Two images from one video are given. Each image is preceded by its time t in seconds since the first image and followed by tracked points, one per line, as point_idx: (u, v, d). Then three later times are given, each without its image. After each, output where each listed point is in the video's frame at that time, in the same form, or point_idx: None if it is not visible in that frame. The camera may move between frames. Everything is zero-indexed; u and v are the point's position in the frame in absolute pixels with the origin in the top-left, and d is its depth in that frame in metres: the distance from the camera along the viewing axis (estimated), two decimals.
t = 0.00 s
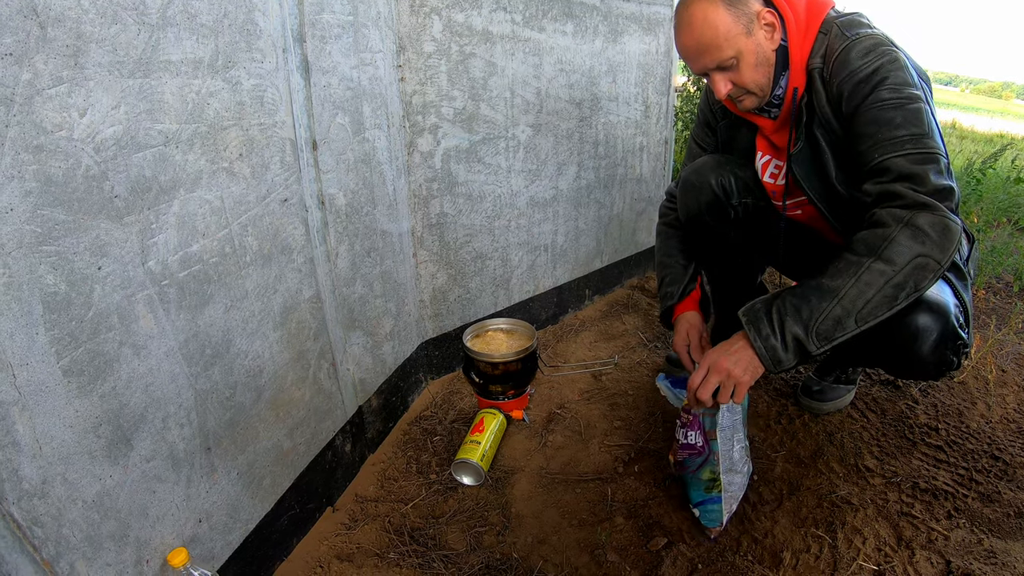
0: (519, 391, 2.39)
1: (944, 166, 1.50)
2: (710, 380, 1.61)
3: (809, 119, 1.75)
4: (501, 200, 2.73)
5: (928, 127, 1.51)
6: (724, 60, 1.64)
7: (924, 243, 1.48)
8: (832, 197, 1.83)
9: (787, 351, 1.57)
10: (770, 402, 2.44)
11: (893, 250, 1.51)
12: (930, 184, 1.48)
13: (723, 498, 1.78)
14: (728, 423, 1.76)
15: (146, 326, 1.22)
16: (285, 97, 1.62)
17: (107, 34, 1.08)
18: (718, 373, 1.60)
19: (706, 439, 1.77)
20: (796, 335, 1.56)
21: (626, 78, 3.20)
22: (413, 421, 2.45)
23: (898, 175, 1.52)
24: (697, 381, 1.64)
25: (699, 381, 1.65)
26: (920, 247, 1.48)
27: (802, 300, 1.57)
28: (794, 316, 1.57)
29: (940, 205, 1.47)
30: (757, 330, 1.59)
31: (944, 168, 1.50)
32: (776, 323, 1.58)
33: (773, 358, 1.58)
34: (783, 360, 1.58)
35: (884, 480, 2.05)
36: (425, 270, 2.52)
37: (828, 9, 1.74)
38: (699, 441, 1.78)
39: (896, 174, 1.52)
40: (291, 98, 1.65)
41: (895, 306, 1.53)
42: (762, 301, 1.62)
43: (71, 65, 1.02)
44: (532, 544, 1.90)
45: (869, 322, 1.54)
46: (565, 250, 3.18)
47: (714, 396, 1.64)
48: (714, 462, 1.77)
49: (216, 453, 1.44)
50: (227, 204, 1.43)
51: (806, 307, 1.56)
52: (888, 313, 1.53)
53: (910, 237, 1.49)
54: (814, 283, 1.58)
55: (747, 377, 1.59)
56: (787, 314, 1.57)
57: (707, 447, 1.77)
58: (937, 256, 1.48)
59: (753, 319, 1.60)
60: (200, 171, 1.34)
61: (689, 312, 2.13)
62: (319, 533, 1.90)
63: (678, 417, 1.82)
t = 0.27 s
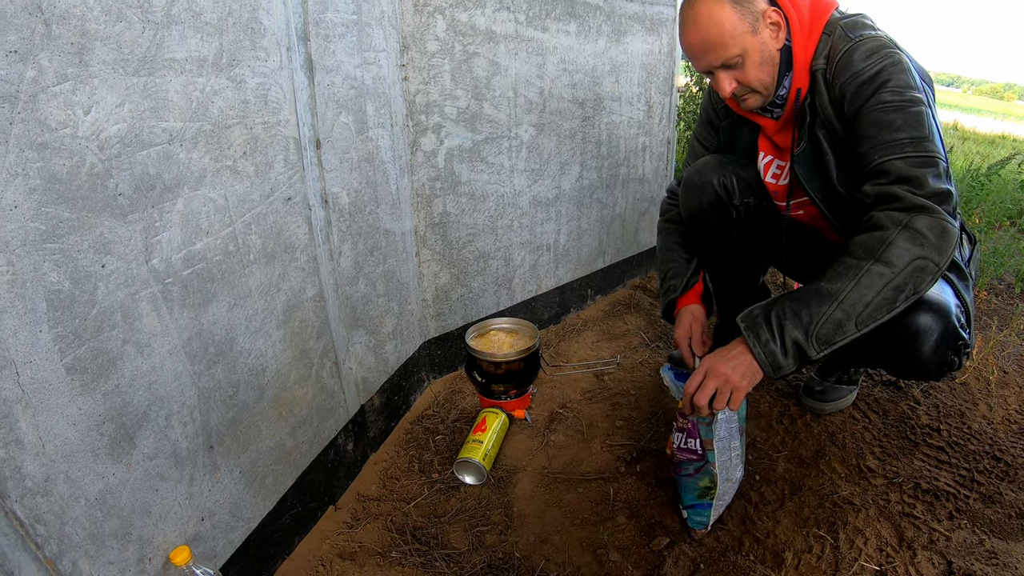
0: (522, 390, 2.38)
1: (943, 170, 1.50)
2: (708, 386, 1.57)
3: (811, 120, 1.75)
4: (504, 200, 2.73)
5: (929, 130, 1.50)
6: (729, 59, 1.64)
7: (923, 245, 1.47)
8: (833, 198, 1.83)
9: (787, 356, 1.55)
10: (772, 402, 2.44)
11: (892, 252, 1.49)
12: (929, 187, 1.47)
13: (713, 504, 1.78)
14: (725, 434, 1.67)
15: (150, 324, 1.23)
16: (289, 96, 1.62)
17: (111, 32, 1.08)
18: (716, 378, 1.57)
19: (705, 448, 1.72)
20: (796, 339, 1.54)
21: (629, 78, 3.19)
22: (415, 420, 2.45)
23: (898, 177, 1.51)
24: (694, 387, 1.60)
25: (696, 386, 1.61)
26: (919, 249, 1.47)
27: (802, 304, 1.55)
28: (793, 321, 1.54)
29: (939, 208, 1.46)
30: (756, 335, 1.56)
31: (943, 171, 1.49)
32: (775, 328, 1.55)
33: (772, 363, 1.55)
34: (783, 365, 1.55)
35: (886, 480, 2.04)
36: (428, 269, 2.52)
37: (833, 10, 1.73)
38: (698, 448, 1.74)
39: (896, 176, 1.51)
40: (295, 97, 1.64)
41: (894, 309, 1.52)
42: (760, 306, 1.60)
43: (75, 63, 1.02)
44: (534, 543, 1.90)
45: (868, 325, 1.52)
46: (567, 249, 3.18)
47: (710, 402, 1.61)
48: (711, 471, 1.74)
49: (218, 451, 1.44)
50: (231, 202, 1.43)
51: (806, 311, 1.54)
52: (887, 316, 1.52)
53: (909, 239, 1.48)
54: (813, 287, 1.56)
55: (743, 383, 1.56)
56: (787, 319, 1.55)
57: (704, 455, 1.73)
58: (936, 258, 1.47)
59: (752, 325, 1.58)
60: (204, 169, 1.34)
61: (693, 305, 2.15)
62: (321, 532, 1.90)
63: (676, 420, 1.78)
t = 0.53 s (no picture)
0: (522, 388, 2.38)
1: (944, 173, 1.49)
2: (702, 383, 1.57)
3: (813, 120, 1.74)
4: (504, 198, 2.73)
5: (930, 132, 1.49)
6: (733, 55, 1.63)
7: (921, 247, 1.46)
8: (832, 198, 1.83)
9: (783, 356, 1.55)
10: (772, 402, 2.44)
11: (890, 253, 1.49)
12: (928, 190, 1.46)
13: (703, 504, 1.77)
14: (716, 434, 1.70)
15: (150, 322, 1.22)
16: (289, 94, 1.62)
17: (111, 29, 1.08)
18: (710, 375, 1.56)
19: (694, 446, 1.74)
20: (792, 339, 1.54)
21: (631, 77, 3.19)
22: (415, 418, 2.45)
23: (897, 179, 1.50)
24: (688, 383, 1.60)
25: (690, 384, 1.61)
26: (917, 251, 1.47)
27: (799, 304, 1.55)
28: (790, 321, 1.54)
29: (937, 210, 1.45)
30: (752, 334, 1.56)
31: (943, 174, 1.49)
32: (771, 328, 1.55)
33: (768, 363, 1.55)
34: (779, 365, 1.55)
35: (887, 480, 2.04)
36: (428, 268, 2.52)
37: (836, 9, 1.73)
38: (687, 446, 1.75)
39: (895, 177, 1.51)
40: (295, 95, 1.64)
41: (891, 310, 1.52)
42: (756, 305, 1.59)
43: (75, 60, 1.02)
44: (534, 542, 1.90)
45: (866, 326, 1.52)
46: (568, 248, 3.18)
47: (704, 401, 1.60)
48: (699, 470, 1.74)
49: (218, 449, 1.44)
50: (231, 200, 1.43)
51: (803, 311, 1.54)
52: (885, 318, 1.51)
53: (907, 241, 1.47)
54: (811, 287, 1.56)
55: (737, 382, 1.55)
56: (783, 319, 1.55)
57: (693, 453, 1.74)
58: (934, 261, 1.46)
59: (748, 324, 1.57)
60: (204, 167, 1.34)
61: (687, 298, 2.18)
62: (321, 530, 1.90)
63: (668, 418, 1.80)
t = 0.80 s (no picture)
0: (522, 387, 2.38)
1: (939, 176, 1.49)
2: (694, 387, 1.56)
3: (812, 119, 1.74)
4: (504, 196, 2.73)
5: (928, 135, 1.49)
6: (733, 52, 1.63)
7: (915, 249, 1.46)
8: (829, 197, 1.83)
9: (776, 359, 1.54)
10: (772, 400, 2.44)
11: (884, 256, 1.49)
12: (923, 193, 1.47)
13: (698, 500, 1.78)
14: (708, 438, 1.71)
15: (149, 321, 1.23)
16: (288, 92, 1.62)
17: (110, 29, 1.08)
18: (703, 380, 1.56)
19: (685, 448, 1.74)
20: (786, 342, 1.53)
21: (630, 75, 3.19)
22: (415, 417, 2.45)
23: (893, 180, 1.50)
24: (680, 388, 1.60)
25: (682, 388, 1.60)
26: (911, 254, 1.47)
27: (792, 307, 1.53)
28: (783, 324, 1.53)
29: (932, 213, 1.46)
30: (745, 338, 1.55)
31: (938, 177, 1.49)
32: (765, 331, 1.54)
33: (761, 367, 1.54)
34: (772, 369, 1.54)
35: (886, 478, 2.04)
36: (428, 266, 2.52)
37: (838, 8, 1.73)
38: (678, 449, 1.76)
39: (891, 179, 1.51)
40: (294, 93, 1.64)
41: (885, 313, 1.51)
42: (749, 309, 1.58)
43: (74, 60, 1.02)
44: (534, 540, 1.90)
45: (860, 329, 1.51)
46: (568, 246, 3.18)
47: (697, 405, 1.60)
48: (692, 471, 1.75)
49: (217, 448, 1.45)
50: (230, 198, 1.43)
51: (796, 315, 1.53)
52: (878, 321, 1.51)
53: (900, 243, 1.47)
54: (804, 289, 1.55)
55: (730, 387, 1.55)
56: (776, 322, 1.54)
57: (685, 456, 1.75)
58: (928, 263, 1.46)
59: (741, 328, 1.56)
60: (203, 166, 1.34)
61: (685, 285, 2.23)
62: (321, 528, 1.91)
63: (658, 423, 1.80)
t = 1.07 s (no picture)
0: (522, 384, 2.37)
1: (936, 176, 1.48)
2: (687, 390, 1.55)
3: (811, 116, 1.73)
4: (504, 193, 2.72)
5: (926, 133, 1.48)
6: (735, 45, 1.62)
7: (909, 249, 1.45)
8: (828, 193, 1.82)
9: (770, 360, 1.52)
10: (773, 397, 2.43)
11: (878, 255, 1.47)
12: (918, 192, 1.45)
13: (698, 495, 1.77)
14: (705, 440, 1.68)
15: (147, 319, 1.22)
16: (287, 89, 1.61)
17: (107, 25, 1.07)
18: (695, 382, 1.55)
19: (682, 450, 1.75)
20: (780, 343, 1.51)
21: (630, 72, 3.18)
22: (415, 414, 2.45)
23: (888, 178, 1.49)
24: (674, 390, 1.59)
25: (676, 391, 1.59)
26: (905, 253, 1.46)
27: (785, 307, 1.52)
28: (777, 325, 1.52)
29: (926, 212, 1.45)
30: (738, 339, 1.54)
31: (935, 177, 1.48)
32: (758, 332, 1.53)
33: (755, 368, 1.52)
34: (766, 370, 1.53)
35: (887, 476, 2.04)
36: (428, 264, 2.51)
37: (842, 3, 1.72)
38: (676, 450, 1.78)
39: (887, 177, 1.50)
40: (293, 90, 1.63)
41: (879, 313, 1.49)
42: (742, 309, 1.57)
43: (71, 56, 1.02)
44: (534, 538, 1.90)
45: (854, 329, 1.49)
46: (568, 243, 3.17)
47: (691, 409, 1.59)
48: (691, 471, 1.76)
49: (217, 446, 1.44)
50: (228, 195, 1.42)
51: (790, 315, 1.51)
52: (873, 321, 1.49)
53: (894, 243, 1.46)
54: (798, 289, 1.54)
55: (723, 390, 1.53)
56: (769, 323, 1.52)
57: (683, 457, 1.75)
58: (922, 263, 1.45)
59: (734, 328, 1.55)
60: (201, 163, 1.33)
61: (682, 274, 2.25)
62: (321, 527, 1.91)
63: (655, 427, 1.82)
